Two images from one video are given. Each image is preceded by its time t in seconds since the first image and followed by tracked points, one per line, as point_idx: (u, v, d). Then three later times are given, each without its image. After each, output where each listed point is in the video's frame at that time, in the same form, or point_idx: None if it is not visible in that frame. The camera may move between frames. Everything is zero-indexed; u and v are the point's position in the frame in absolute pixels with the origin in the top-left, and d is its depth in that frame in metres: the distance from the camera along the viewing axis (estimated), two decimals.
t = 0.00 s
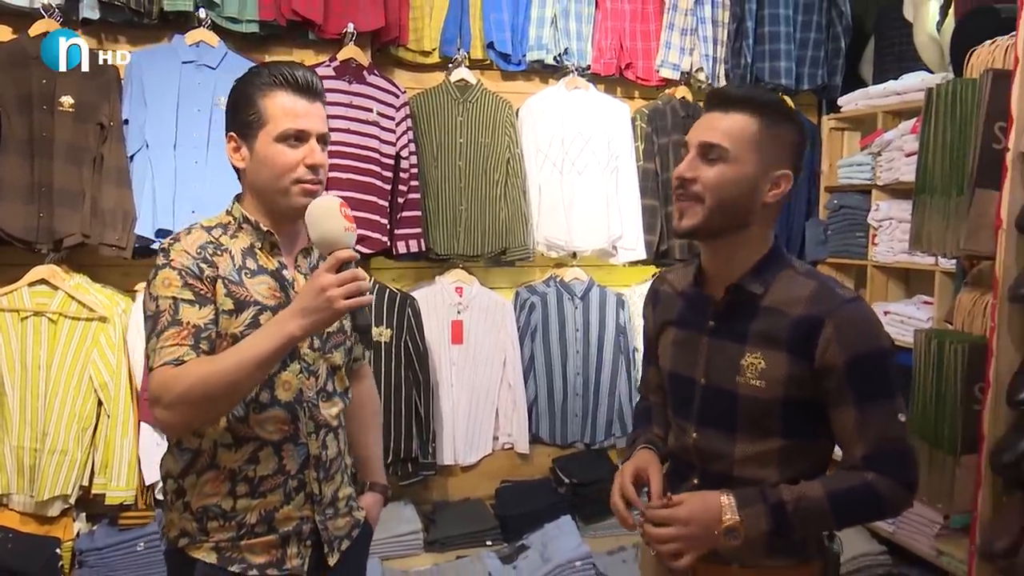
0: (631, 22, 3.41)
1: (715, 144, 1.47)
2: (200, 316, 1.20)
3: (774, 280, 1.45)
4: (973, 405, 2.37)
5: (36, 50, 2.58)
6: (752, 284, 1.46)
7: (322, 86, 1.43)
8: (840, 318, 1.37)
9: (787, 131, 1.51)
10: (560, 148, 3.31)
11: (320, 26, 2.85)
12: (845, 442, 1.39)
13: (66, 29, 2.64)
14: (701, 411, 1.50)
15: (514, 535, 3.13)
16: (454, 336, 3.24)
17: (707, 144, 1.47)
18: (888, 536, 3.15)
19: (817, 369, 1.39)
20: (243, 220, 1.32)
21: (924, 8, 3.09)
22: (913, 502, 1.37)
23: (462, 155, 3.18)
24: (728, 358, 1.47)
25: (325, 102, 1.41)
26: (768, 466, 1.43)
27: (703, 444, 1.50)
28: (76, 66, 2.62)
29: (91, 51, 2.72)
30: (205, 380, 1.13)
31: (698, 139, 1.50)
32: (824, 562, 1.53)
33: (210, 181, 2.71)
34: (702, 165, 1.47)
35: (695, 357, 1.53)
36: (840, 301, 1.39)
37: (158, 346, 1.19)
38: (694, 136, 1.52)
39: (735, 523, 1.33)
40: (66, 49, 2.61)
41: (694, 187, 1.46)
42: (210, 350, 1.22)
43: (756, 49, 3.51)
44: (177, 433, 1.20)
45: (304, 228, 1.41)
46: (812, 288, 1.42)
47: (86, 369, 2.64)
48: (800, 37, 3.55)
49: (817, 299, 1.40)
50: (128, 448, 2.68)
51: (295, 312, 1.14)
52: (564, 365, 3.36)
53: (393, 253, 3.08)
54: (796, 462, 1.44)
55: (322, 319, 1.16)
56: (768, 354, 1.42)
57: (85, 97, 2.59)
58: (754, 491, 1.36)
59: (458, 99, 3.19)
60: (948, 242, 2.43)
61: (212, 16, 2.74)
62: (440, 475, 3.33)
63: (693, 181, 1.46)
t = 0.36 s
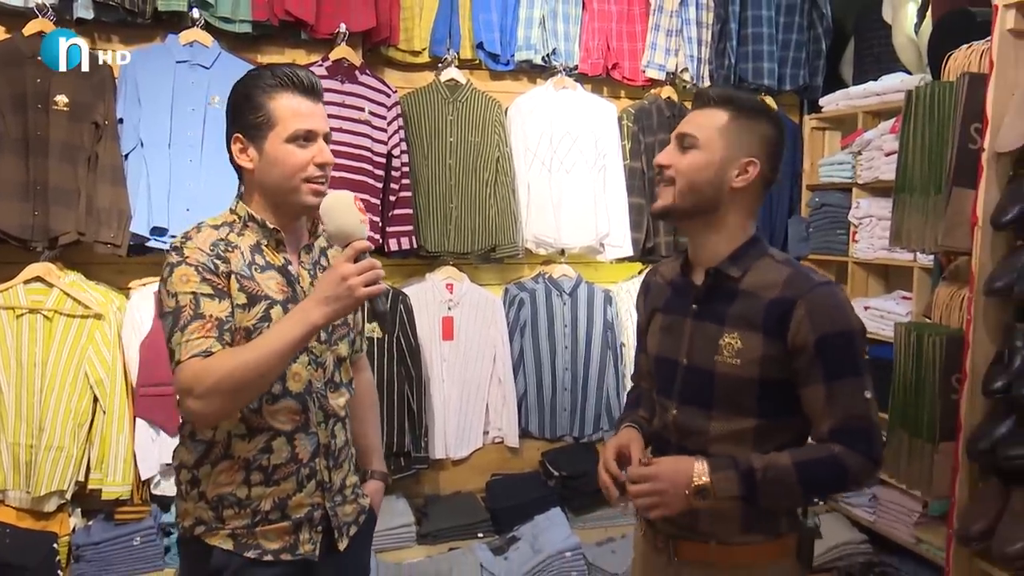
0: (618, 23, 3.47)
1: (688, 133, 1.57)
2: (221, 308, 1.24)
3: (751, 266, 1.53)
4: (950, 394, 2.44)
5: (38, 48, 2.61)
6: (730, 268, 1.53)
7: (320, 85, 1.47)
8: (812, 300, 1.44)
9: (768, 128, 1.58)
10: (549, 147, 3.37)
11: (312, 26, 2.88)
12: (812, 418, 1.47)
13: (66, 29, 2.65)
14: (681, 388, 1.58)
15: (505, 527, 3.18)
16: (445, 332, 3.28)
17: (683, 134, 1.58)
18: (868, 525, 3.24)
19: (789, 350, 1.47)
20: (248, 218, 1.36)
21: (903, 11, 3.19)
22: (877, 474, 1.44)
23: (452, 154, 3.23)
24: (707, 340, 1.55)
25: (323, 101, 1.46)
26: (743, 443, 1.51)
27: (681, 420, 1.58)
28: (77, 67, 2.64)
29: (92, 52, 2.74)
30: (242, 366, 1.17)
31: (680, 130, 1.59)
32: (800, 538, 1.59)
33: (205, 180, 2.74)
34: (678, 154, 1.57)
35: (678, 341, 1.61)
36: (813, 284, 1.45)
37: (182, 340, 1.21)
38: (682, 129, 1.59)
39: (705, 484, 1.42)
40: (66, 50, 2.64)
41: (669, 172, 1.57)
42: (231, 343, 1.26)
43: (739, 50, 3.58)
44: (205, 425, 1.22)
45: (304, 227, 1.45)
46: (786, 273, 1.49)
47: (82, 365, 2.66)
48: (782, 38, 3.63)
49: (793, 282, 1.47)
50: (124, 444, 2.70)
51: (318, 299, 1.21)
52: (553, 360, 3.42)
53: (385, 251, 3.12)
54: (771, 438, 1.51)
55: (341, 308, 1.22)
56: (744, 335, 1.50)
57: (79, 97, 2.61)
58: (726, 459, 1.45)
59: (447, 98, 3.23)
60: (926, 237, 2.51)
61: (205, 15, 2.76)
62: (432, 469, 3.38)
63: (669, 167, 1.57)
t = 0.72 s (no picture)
0: (613, 22, 3.49)
1: (679, 128, 1.62)
2: (236, 304, 1.26)
3: (732, 255, 1.57)
4: (944, 388, 2.47)
5: (38, 47, 2.61)
6: (711, 257, 1.58)
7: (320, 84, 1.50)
8: (787, 287, 1.49)
9: (751, 125, 1.63)
10: (545, 145, 3.39)
11: (309, 26, 2.90)
12: (786, 397, 1.51)
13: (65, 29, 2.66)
14: (666, 370, 1.63)
15: (504, 523, 3.20)
16: (443, 330, 3.30)
17: (672, 129, 1.63)
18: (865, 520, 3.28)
19: (764, 334, 1.51)
20: (255, 217, 1.38)
21: (896, 9, 3.21)
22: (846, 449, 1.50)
23: (449, 152, 3.25)
24: (688, 324, 1.60)
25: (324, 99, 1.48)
26: (722, 424, 1.56)
27: (666, 402, 1.63)
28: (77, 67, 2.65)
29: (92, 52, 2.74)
30: (265, 361, 1.19)
31: (669, 124, 1.64)
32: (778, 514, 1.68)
33: (205, 179, 2.76)
34: (668, 148, 1.61)
35: (663, 325, 1.65)
36: (787, 273, 1.50)
37: (201, 336, 1.22)
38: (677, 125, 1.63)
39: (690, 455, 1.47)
40: (66, 50, 2.64)
41: (658, 164, 1.62)
42: (246, 339, 1.27)
43: (733, 49, 3.61)
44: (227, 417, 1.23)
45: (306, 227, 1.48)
46: (764, 262, 1.54)
47: (82, 364, 2.68)
48: (776, 37, 3.66)
49: (769, 272, 1.52)
50: (125, 441, 2.72)
51: (334, 295, 1.23)
52: (550, 357, 3.44)
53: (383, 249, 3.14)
54: (750, 417, 1.56)
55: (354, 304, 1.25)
56: (723, 320, 1.55)
57: (78, 97, 2.62)
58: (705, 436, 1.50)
59: (444, 97, 3.25)
60: (919, 234, 2.55)
61: (203, 16, 2.78)
62: (431, 466, 3.41)
63: (658, 160, 1.62)
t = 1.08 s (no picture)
0: (624, 17, 3.47)
1: (677, 128, 1.63)
2: (236, 310, 1.25)
3: (732, 250, 1.60)
4: (960, 386, 2.44)
5: (37, 50, 2.61)
6: (712, 253, 1.60)
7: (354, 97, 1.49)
8: (789, 278, 1.53)
9: (749, 123, 1.66)
10: (556, 143, 3.37)
11: (319, 25, 2.90)
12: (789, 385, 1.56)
13: (66, 29, 2.65)
14: (673, 364, 1.64)
15: (516, 522, 3.20)
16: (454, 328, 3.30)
17: (670, 128, 1.64)
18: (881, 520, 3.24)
19: (768, 325, 1.55)
20: (265, 216, 1.38)
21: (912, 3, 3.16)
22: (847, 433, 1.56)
23: (460, 150, 3.24)
24: (693, 319, 1.62)
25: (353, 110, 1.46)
26: (731, 413, 1.58)
27: (675, 396, 1.64)
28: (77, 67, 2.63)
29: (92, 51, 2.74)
30: (259, 370, 1.18)
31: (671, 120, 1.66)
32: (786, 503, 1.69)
33: (215, 178, 2.76)
34: (666, 148, 1.63)
35: (667, 319, 1.67)
36: (789, 265, 1.54)
37: (198, 340, 1.22)
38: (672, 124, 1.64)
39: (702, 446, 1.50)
40: (66, 50, 2.62)
41: (658, 163, 1.63)
42: (244, 344, 1.27)
43: (745, 44, 3.58)
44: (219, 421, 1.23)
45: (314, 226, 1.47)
46: (765, 256, 1.57)
47: (96, 363, 2.70)
48: (789, 31, 3.62)
49: (771, 263, 1.56)
50: (138, 440, 2.74)
51: (330, 310, 1.20)
52: (562, 355, 3.43)
53: (394, 247, 3.14)
54: (757, 406, 1.59)
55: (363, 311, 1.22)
56: (728, 314, 1.57)
57: (90, 97, 2.64)
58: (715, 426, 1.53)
59: (455, 95, 3.24)
60: (935, 229, 2.52)
61: (213, 15, 2.78)
62: (443, 464, 3.40)
63: (658, 159, 1.63)
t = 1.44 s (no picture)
0: (636, 12, 3.40)
1: (689, 136, 1.53)
2: (203, 321, 1.22)
3: (740, 253, 1.54)
4: (987, 390, 2.35)
5: (37, 50, 2.61)
6: (721, 255, 1.54)
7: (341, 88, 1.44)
8: (803, 281, 1.46)
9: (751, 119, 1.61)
10: (567, 141, 3.31)
11: (326, 25, 2.87)
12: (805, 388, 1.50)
13: (68, 29, 2.65)
14: (682, 367, 1.58)
15: (529, 528, 3.14)
16: (465, 330, 3.25)
17: (683, 136, 1.54)
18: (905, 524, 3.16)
19: (782, 329, 1.49)
20: (264, 220, 1.33)
21: None
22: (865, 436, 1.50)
23: (470, 149, 3.19)
24: (703, 322, 1.55)
25: (343, 101, 1.41)
26: (746, 419, 1.52)
27: (686, 399, 1.58)
28: (76, 66, 2.62)
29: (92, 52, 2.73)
30: (210, 390, 1.18)
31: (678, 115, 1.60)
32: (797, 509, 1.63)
33: (222, 180, 2.73)
34: (677, 157, 1.54)
35: (673, 322, 1.60)
36: (801, 268, 1.48)
37: (158, 345, 1.22)
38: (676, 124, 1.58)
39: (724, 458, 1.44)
40: (66, 50, 2.62)
41: (675, 174, 1.53)
42: (209, 354, 1.25)
43: (761, 38, 3.50)
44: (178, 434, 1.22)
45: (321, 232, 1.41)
46: (775, 257, 1.51)
47: (104, 368, 2.68)
48: (806, 24, 3.54)
49: (781, 266, 1.49)
50: (147, 446, 2.71)
51: (293, 347, 1.18)
52: (576, 357, 3.37)
53: (404, 249, 3.09)
54: (771, 410, 1.53)
55: (338, 325, 1.20)
56: (739, 315, 1.51)
57: (95, 100, 2.62)
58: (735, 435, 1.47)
59: (464, 94, 3.19)
60: (958, 226, 2.41)
61: (219, 17, 2.75)
62: (455, 469, 3.36)
63: (675, 169, 1.53)
